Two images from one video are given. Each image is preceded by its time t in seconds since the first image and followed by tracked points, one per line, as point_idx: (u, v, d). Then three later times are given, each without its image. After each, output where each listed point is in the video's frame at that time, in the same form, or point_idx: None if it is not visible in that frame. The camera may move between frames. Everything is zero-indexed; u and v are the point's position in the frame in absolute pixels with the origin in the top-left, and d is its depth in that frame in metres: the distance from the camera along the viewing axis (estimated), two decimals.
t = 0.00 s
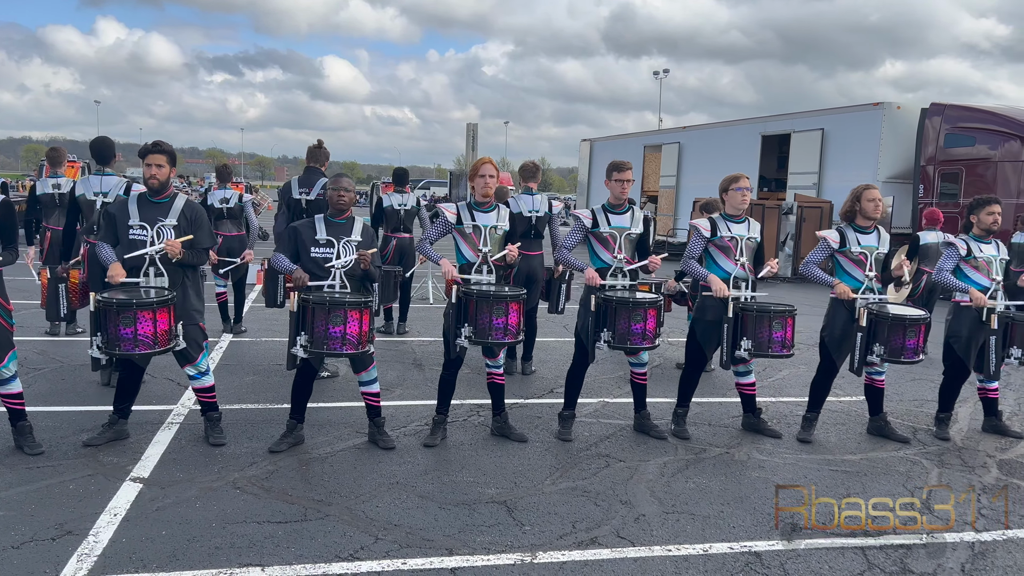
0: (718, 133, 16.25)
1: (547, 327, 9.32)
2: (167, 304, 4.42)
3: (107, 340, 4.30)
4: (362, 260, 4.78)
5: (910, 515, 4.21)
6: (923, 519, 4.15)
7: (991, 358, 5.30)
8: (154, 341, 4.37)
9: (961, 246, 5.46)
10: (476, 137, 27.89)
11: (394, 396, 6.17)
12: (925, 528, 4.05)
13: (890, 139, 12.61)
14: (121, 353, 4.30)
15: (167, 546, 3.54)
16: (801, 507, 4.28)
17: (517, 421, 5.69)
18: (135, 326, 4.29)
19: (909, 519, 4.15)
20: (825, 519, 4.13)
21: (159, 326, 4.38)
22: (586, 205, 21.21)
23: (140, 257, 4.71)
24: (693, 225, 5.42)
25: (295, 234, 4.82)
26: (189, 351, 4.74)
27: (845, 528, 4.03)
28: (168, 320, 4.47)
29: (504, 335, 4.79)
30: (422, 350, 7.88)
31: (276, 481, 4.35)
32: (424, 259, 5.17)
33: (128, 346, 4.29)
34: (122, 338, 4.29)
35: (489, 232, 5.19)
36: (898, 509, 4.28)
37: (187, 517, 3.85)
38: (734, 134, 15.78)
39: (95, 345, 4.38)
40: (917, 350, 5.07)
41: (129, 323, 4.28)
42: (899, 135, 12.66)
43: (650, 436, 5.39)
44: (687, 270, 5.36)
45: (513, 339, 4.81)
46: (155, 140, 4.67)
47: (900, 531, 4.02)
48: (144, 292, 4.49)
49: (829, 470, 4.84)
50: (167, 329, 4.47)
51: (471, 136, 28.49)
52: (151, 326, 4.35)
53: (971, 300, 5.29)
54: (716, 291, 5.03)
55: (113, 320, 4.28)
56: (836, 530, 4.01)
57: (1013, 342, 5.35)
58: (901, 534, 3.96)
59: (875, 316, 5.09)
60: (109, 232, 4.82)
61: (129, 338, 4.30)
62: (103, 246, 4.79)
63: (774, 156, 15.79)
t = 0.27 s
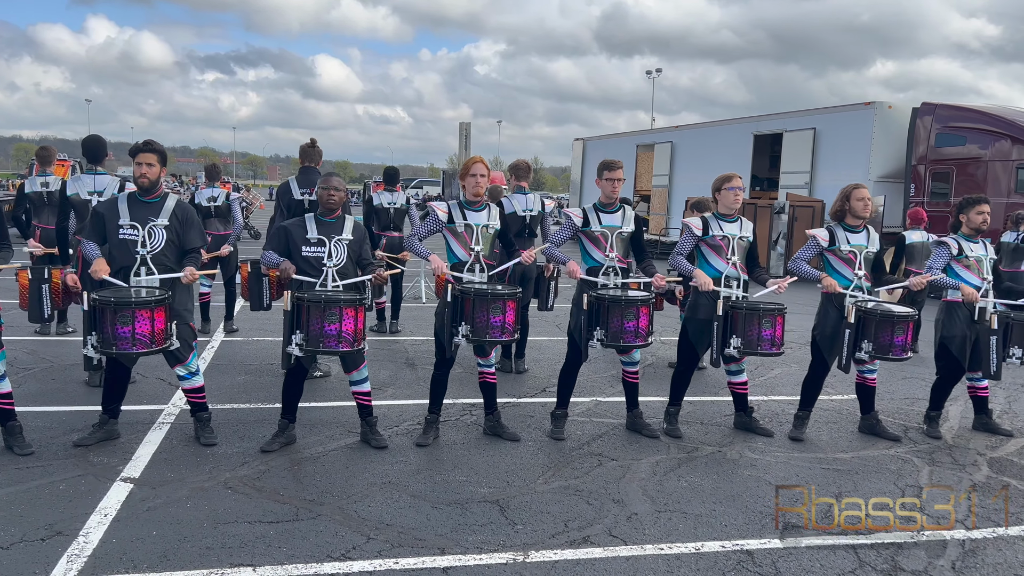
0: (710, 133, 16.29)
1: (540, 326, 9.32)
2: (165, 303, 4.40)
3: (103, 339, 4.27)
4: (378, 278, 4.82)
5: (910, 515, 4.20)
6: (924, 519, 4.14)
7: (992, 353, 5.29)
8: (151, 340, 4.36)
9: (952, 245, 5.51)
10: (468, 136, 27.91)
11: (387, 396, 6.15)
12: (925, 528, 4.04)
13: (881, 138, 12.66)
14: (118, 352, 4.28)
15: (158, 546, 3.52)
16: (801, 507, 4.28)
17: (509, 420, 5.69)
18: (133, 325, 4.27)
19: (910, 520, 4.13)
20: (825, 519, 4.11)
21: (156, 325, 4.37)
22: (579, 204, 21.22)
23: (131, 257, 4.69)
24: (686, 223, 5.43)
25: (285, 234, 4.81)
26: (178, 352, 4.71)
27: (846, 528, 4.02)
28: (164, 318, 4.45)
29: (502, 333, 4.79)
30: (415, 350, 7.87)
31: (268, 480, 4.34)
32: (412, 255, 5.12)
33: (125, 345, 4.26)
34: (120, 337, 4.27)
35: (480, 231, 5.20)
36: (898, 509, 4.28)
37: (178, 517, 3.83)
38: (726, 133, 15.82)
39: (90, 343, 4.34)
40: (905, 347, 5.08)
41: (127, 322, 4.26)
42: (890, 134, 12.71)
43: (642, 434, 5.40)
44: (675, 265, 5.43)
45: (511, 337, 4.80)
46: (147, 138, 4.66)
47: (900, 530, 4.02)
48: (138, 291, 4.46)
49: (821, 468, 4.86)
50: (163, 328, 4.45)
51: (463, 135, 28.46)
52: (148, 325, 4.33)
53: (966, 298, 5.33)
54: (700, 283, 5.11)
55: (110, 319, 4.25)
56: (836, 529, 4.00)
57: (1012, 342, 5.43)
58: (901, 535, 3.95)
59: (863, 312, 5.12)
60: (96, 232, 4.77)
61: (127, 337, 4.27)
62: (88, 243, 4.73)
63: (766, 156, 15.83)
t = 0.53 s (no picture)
0: (701, 132, 16.34)
1: (531, 325, 9.33)
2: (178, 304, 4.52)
3: (121, 344, 4.35)
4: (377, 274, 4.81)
5: (911, 516, 4.18)
6: (924, 519, 4.14)
7: (991, 356, 5.31)
8: (167, 342, 4.48)
9: (939, 246, 5.48)
10: (460, 135, 27.90)
11: (377, 396, 6.15)
12: (927, 529, 4.02)
13: (871, 138, 12.73)
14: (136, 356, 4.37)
15: (148, 546, 3.51)
16: (802, 507, 4.27)
17: (500, 419, 5.70)
18: (152, 329, 4.37)
19: (911, 519, 4.14)
20: (825, 519, 4.11)
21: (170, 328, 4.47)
22: (571, 203, 21.25)
23: (124, 259, 4.69)
24: (676, 222, 5.45)
25: (271, 234, 4.77)
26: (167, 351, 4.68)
27: (847, 528, 4.02)
28: (176, 319, 4.56)
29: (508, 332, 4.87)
30: (406, 349, 7.86)
31: (258, 480, 4.33)
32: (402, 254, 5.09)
33: (144, 349, 4.36)
34: (137, 341, 4.35)
35: (469, 231, 5.19)
36: (899, 509, 4.27)
37: (168, 517, 3.82)
38: (717, 132, 15.88)
39: (106, 347, 4.41)
40: (902, 347, 5.16)
41: (145, 326, 4.36)
42: (880, 134, 12.79)
43: (632, 433, 5.42)
44: (664, 263, 5.42)
45: (517, 335, 4.87)
46: (135, 138, 4.63)
47: (902, 531, 4.00)
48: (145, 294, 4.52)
49: (810, 466, 4.89)
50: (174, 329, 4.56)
51: (455, 134, 28.44)
52: (164, 328, 4.44)
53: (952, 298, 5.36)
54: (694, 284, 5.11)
55: (127, 324, 4.32)
56: (838, 530, 4.00)
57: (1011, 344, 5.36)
58: (902, 534, 3.96)
59: (858, 313, 5.18)
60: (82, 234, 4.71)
61: (145, 340, 4.37)
62: (71, 243, 4.61)
63: (757, 155, 15.90)
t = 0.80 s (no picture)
0: (690, 132, 16.40)
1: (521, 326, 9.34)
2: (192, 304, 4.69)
3: (151, 345, 4.42)
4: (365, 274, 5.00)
5: (911, 515, 4.22)
6: (925, 519, 4.16)
7: (989, 359, 5.37)
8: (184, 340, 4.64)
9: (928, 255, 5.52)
10: (450, 134, 27.88)
11: (367, 397, 6.15)
12: (927, 529, 4.06)
13: (859, 138, 12.81)
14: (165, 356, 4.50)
15: (137, 550, 3.50)
16: (802, 507, 4.30)
17: (490, 420, 5.71)
18: (177, 328, 4.53)
19: (912, 520, 4.16)
20: (825, 519, 4.14)
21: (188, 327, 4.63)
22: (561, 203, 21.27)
23: (113, 262, 4.67)
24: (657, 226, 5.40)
25: (251, 238, 4.71)
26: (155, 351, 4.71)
27: (847, 528, 4.04)
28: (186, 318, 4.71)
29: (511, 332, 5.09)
30: (395, 350, 7.85)
31: (248, 482, 4.32)
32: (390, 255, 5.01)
33: (171, 347, 4.50)
34: (164, 340, 4.48)
35: (454, 234, 5.23)
36: (899, 509, 4.29)
37: (157, 520, 3.81)
38: (706, 132, 15.94)
39: (132, 349, 4.43)
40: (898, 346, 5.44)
41: (171, 325, 4.49)
42: (868, 134, 12.88)
43: (621, 433, 5.45)
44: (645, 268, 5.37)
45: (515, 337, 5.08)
46: (115, 141, 4.59)
47: (901, 531, 4.03)
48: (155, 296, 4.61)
49: (797, 466, 4.92)
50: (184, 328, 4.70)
51: (445, 134, 28.40)
52: (184, 326, 4.60)
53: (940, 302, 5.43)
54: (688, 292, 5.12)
55: (156, 324, 4.43)
56: (837, 530, 4.02)
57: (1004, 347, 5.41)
58: (903, 536, 3.97)
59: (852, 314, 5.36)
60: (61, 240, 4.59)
61: (171, 339, 4.51)
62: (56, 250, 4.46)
63: (746, 155, 15.97)
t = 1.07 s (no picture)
0: (677, 131, 16.46)
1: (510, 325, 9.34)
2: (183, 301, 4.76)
3: (162, 344, 4.46)
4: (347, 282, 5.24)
5: (911, 515, 4.20)
6: (924, 519, 4.16)
7: (981, 358, 5.40)
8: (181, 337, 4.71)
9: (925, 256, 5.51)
10: (437, 133, 27.84)
11: (356, 396, 6.12)
12: (927, 528, 4.05)
13: (844, 138, 12.90)
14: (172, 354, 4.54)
15: (125, 551, 3.47)
16: (803, 507, 4.28)
17: (481, 418, 5.70)
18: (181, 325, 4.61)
19: (911, 519, 4.16)
20: (826, 520, 4.13)
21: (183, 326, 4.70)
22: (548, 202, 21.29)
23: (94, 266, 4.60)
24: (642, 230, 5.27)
25: (231, 244, 4.58)
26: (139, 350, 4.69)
27: (846, 528, 4.04)
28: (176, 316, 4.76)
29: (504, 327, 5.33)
30: (384, 349, 7.83)
31: (237, 482, 4.29)
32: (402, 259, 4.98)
33: (178, 344, 4.58)
34: (172, 339, 4.55)
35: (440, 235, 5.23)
36: (899, 509, 4.28)
37: (146, 520, 3.78)
38: (693, 132, 16.01)
39: (143, 349, 4.45)
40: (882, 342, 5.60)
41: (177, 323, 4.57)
42: (853, 133, 12.97)
43: (611, 431, 5.46)
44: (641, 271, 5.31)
45: (508, 334, 5.34)
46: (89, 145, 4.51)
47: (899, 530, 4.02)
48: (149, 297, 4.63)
49: (786, 463, 4.95)
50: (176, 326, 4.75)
51: (432, 133, 28.34)
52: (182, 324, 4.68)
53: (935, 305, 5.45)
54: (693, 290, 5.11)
55: (165, 323, 4.49)
56: (836, 530, 4.01)
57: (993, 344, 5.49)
58: (901, 534, 3.97)
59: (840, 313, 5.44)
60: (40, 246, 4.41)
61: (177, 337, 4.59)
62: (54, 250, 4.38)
63: (732, 154, 16.04)
